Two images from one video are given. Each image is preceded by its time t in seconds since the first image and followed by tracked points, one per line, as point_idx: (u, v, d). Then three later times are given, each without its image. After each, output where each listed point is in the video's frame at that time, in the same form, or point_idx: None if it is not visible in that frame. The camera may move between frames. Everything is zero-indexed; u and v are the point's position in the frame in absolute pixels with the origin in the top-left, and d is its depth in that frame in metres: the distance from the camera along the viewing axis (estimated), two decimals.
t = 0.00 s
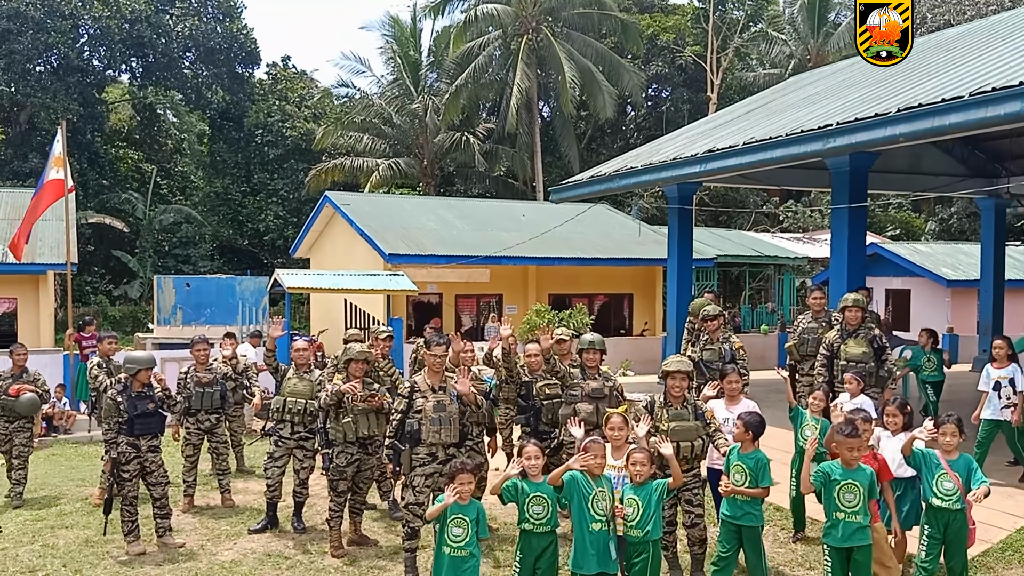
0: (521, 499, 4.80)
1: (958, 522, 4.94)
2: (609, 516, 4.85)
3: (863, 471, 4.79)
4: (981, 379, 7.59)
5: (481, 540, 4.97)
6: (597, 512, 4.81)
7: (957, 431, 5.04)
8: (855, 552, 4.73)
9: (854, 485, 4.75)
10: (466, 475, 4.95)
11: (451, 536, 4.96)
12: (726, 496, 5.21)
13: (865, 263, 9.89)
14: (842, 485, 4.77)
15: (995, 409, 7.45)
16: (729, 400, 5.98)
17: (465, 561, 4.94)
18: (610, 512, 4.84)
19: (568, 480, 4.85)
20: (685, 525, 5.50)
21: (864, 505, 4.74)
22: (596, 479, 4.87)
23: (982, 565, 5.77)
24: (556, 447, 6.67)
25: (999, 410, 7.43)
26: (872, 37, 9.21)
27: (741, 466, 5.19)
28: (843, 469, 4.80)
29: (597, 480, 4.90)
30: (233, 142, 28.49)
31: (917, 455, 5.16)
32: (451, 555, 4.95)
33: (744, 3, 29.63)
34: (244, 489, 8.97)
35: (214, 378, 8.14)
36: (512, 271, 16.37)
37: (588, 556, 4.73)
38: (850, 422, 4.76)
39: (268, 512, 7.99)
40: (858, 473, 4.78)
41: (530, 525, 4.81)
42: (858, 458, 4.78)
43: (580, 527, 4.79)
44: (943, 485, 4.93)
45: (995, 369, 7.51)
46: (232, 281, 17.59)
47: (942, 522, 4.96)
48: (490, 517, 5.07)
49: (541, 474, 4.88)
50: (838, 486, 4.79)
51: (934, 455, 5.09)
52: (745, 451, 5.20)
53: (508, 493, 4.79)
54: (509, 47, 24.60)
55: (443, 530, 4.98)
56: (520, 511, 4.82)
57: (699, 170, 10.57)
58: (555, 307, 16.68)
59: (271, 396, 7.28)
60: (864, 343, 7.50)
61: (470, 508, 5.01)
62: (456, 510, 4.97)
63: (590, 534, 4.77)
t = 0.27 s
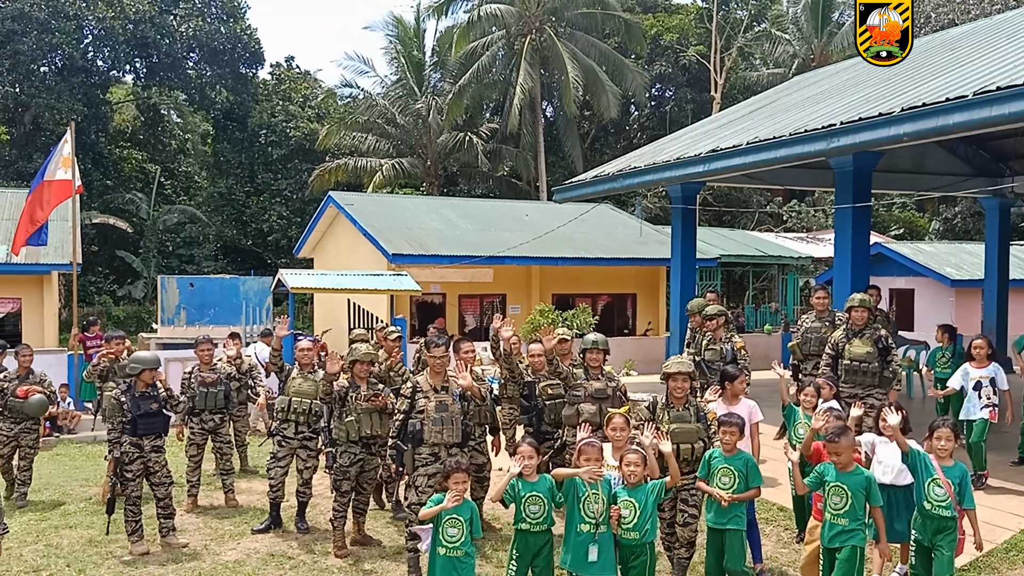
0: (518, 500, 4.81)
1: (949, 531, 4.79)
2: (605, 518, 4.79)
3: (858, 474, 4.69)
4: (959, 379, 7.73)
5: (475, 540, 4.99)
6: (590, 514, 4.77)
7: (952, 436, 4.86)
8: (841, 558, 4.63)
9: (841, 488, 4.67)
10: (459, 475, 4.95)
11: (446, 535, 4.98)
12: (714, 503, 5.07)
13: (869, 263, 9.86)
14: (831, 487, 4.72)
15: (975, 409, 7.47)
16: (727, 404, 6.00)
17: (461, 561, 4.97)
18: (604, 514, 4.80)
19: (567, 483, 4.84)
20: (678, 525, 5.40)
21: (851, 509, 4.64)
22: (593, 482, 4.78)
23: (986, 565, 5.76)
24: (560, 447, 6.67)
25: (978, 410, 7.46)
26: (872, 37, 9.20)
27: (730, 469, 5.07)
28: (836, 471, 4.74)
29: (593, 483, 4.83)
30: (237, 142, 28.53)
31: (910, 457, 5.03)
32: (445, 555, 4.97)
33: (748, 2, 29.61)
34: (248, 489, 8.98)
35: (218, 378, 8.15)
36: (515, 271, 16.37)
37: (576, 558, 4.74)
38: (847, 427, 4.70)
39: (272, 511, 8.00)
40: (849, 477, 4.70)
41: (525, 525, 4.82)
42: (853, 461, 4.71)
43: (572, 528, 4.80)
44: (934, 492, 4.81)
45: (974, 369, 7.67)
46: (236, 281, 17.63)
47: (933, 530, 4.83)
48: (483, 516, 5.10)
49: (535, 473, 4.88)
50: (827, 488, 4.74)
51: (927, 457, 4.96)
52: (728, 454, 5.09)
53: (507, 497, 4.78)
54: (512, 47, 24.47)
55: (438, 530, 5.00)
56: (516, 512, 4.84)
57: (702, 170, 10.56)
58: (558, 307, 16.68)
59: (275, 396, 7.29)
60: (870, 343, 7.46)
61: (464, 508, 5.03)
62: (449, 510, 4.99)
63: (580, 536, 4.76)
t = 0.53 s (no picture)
0: (507, 502, 4.95)
1: (952, 542, 4.62)
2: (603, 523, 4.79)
3: (856, 480, 4.58)
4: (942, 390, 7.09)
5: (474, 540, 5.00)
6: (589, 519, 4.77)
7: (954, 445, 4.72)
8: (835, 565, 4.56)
9: (838, 492, 4.59)
10: (459, 476, 4.93)
11: (445, 535, 4.97)
12: (707, 508, 4.99)
13: (871, 263, 9.85)
14: (828, 492, 4.65)
15: (958, 420, 6.93)
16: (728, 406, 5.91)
17: (460, 561, 4.96)
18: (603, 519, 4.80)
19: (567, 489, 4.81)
20: (669, 535, 5.31)
21: (845, 513, 4.55)
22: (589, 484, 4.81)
23: (988, 566, 5.74)
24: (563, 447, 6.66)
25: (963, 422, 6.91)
26: (871, 37, 9.19)
27: (719, 472, 5.03)
28: (836, 476, 4.65)
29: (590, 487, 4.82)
30: (239, 142, 28.56)
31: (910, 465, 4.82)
32: (443, 555, 4.96)
33: (750, 3, 29.62)
34: (250, 489, 8.98)
35: (219, 379, 8.16)
36: (517, 271, 16.37)
37: (575, 561, 4.73)
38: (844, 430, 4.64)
39: (274, 512, 7.99)
40: (847, 481, 4.60)
41: (514, 525, 4.96)
42: (853, 466, 4.61)
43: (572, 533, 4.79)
44: (935, 501, 4.63)
45: (960, 379, 7.01)
46: (238, 281, 17.68)
47: (936, 543, 4.65)
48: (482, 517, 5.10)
49: (524, 474, 4.99)
50: (826, 493, 4.67)
51: (929, 468, 4.78)
52: (716, 457, 5.06)
53: (495, 500, 4.92)
54: (514, 47, 24.55)
55: (437, 530, 4.99)
56: (506, 512, 4.98)
57: (704, 170, 10.55)
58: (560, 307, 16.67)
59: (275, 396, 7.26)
60: (873, 343, 7.45)
61: (464, 508, 5.02)
62: (449, 510, 4.99)
63: (580, 541, 4.75)
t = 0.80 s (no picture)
0: (503, 504, 5.01)
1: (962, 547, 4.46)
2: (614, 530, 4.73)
3: (855, 483, 4.55)
4: (941, 389, 7.00)
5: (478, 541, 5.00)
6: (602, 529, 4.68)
7: (959, 446, 4.48)
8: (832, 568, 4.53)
9: (836, 496, 4.58)
10: (461, 476, 4.98)
11: (450, 536, 4.97)
12: (698, 511, 5.01)
13: (875, 264, 9.84)
14: (826, 495, 4.64)
15: (956, 420, 6.90)
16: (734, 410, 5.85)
17: (465, 562, 4.96)
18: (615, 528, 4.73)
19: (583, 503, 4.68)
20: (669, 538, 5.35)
21: (844, 516, 4.54)
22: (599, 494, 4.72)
23: (994, 567, 5.73)
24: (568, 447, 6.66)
25: (961, 421, 6.89)
26: (871, 37, 9.19)
27: (716, 476, 5.02)
28: (836, 479, 4.62)
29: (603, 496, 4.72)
30: (244, 143, 28.60)
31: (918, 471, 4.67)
32: (448, 556, 4.95)
33: (755, 3, 29.61)
34: (255, 490, 8.99)
35: (224, 379, 8.16)
36: (521, 272, 16.38)
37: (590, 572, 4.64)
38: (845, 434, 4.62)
39: (279, 512, 8.00)
40: (845, 484, 4.57)
41: (513, 527, 5.00)
42: (853, 469, 4.58)
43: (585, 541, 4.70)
44: (945, 506, 4.49)
45: (957, 380, 6.92)
46: (243, 282, 17.73)
47: (947, 547, 4.48)
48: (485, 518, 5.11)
49: (520, 475, 5.06)
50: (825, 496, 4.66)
51: (935, 472, 4.61)
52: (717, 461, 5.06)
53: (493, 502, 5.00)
54: (519, 48, 24.69)
55: (441, 531, 5.00)
56: (504, 514, 5.02)
57: (709, 171, 10.55)
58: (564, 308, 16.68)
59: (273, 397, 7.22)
60: (879, 344, 7.42)
61: (467, 509, 5.03)
62: (452, 511, 5.00)
63: (596, 551, 4.67)
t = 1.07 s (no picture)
0: (508, 505, 5.01)
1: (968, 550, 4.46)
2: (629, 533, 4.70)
3: (846, 486, 4.52)
4: (940, 397, 6.96)
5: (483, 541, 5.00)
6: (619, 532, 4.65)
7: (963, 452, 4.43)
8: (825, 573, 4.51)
9: (827, 500, 4.56)
10: (462, 478, 4.98)
11: (455, 537, 4.98)
12: (701, 515, 4.95)
13: (882, 265, 9.82)
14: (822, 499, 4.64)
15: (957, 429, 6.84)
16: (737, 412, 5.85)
17: (470, 563, 4.97)
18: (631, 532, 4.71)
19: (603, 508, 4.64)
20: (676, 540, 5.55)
21: (834, 520, 4.53)
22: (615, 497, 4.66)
23: (1002, 569, 5.71)
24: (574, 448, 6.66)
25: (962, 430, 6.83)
26: (871, 38, 9.20)
27: (720, 481, 4.96)
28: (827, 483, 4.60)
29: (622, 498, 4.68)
30: (250, 144, 28.67)
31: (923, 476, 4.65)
32: (453, 558, 4.97)
33: (762, 4, 29.53)
34: (262, 491, 9.01)
35: (231, 380, 8.16)
36: (528, 273, 16.39)
37: None
38: (842, 437, 4.57)
39: (286, 513, 8.02)
40: (835, 488, 4.54)
41: (517, 529, 5.01)
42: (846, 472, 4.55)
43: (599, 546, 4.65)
44: (949, 512, 4.48)
45: (955, 387, 6.89)
46: (249, 284, 17.81)
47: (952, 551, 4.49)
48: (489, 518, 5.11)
49: (525, 476, 5.05)
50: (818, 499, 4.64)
51: (940, 477, 4.57)
52: (721, 466, 5.00)
53: (497, 504, 4.98)
54: (525, 49, 24.65)
55: (445, 533, 5.00)
56: (507, 516, 5.02)
57: (715, 172, 10.54)
58: (570, 309, 16.69)
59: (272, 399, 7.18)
60: (885, 346, 7.39)
61: (470, 510, 5.04)
62: (455, 513, 5.01)
63: (614, 557, 4.63)
